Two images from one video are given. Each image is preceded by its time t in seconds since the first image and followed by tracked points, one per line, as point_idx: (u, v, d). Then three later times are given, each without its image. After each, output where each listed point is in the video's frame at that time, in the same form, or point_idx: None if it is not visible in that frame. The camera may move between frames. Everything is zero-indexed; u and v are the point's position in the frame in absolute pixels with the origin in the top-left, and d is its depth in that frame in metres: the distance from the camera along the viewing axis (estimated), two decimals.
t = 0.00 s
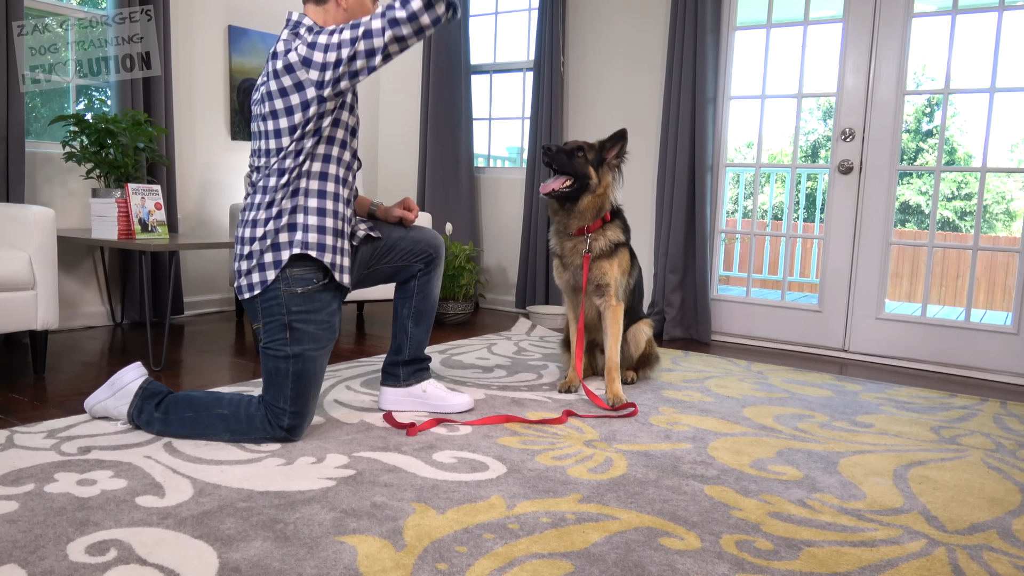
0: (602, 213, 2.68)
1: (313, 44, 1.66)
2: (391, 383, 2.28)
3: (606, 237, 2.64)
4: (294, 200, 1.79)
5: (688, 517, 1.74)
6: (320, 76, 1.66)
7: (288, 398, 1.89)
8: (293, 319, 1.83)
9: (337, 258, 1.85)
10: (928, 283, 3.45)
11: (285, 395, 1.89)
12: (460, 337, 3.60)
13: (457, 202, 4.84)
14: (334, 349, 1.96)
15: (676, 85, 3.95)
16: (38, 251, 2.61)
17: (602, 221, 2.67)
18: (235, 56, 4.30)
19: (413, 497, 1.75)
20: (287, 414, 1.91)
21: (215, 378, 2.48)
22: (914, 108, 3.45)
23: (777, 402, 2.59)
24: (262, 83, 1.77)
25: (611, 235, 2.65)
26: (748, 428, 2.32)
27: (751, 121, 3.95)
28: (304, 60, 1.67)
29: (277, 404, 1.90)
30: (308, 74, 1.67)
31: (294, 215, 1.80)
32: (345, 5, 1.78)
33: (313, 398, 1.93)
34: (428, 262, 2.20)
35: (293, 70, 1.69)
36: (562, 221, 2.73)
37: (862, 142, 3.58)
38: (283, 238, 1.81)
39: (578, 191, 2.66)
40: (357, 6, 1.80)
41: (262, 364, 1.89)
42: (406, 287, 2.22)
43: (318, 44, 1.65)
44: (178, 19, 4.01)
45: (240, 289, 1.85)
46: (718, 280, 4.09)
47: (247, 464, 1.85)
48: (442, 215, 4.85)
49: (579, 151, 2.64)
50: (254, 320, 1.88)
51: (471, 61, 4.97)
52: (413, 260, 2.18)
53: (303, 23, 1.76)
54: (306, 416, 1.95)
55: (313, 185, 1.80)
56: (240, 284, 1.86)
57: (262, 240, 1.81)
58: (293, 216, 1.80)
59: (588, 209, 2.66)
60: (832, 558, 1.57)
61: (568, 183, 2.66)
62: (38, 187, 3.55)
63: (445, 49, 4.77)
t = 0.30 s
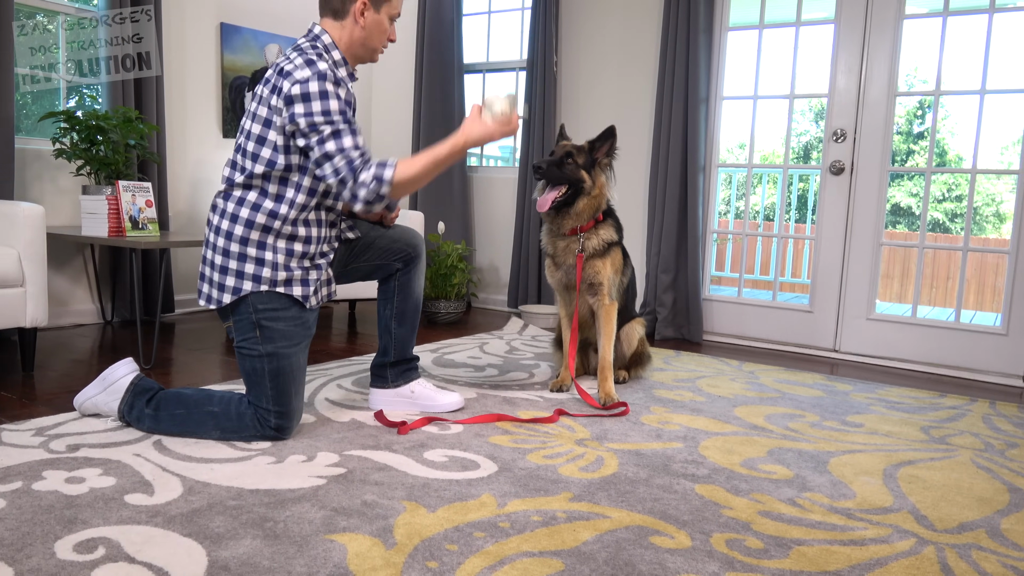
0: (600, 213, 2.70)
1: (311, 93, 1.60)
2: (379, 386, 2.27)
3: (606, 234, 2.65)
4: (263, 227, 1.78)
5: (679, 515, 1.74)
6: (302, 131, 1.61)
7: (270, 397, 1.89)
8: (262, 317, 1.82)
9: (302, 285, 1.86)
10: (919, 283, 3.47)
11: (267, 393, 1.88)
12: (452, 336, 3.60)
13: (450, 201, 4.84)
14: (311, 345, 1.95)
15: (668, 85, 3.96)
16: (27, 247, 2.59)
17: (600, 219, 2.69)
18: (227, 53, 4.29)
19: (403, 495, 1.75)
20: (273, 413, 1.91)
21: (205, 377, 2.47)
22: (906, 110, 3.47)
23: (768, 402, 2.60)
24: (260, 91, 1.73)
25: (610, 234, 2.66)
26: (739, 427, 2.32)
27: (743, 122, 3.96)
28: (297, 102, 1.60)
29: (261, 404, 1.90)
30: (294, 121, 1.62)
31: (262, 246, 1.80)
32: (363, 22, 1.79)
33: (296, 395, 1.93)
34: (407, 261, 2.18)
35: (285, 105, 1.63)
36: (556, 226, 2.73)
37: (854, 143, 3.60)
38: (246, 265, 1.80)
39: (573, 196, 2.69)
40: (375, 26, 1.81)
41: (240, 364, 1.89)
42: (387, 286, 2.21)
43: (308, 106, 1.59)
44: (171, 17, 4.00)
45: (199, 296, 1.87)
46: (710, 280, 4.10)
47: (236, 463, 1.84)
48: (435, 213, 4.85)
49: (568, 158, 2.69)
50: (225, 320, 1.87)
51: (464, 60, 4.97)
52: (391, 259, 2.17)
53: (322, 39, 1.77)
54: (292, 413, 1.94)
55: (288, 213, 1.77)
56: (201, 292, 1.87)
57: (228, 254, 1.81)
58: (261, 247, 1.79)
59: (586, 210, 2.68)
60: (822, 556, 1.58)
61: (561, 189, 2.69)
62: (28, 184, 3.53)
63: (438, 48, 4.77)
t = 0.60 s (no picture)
0: (586, 215, 2.67)
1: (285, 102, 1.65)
2: (372, 384, 2.27)
3: (591, 237, 2.64)
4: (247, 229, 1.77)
5: (673, 513, 1.75)
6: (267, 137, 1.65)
7: (262, 395, 1.89)
8: (251, 315, 1.82)
9: (288, 286, 1.86)
10: (911, 282, 3.49)
11: (258, 391, 1.88)
12: (445, 335, 3.60)
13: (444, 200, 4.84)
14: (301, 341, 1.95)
15: (661, 85, 3.97)
16: (18, 246, 2.58)
17: (588, 220, 2.67)
18: (219, 52, 4.28)
19: (397, 494, 1.75)
20: (265, 411, 1.91)
21: (197, 376, 2.46)
22: (899, 111, 3.49)
23: (761, 399, 2.60)
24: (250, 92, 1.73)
25: (597, 236, 2.64)
26: (733, 425, 2.32)
27: (736, 122, 3.97)
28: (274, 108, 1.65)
29: (253, 402, 1.90)
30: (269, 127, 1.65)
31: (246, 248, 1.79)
32: (371, 41, 1.81)
33: (288, 393, 1.93)
34: (390, 257, 2.17)
35: (262, 108, 1.67)
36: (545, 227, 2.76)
37: (846, 141, 3.61)
38: (231, 266, 1.80)
39: (557, 198, 2.69)
40: (381, 48, 1.84)
41: (231, 364, 1.88)
42: (373, 283, 2.20)
43: (279, 115, 1.64)
44: (163, 16, 3.99)
45: (184, 296, 1.86)
46: (703, 279, 4.11)
47: (229, 461, 1.84)
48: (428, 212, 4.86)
49: (551, 159, 2.68)
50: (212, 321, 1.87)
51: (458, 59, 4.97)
52: (374, 256, 2.16)
53: (323, 47, 1.78)
54: (284, 411, 1.94)
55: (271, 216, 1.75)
56: (188, 292, 1.86)
57: (213, 255, 1.80)
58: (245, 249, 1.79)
59: (570, 212, 2.68)
60: (815, 553, 1.59)
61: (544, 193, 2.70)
62: (18, 183, 3.51)
63: (431, 46, 4.77)
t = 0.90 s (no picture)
0: (569, 216, 2.66)
1: (274, 105, 1.64)
2: (365, 382, 2.26)
3: (579, 237, 2.63)
4: (233, 229, 1.78)
5: (666, 508, 1.76)
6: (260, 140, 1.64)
7: (254, 393, 1.88)
8: (240, 312, 1.83)
9: (276, 284, 1.85)
10: (903, 280, 3.51)
11: (250, 389, 1.88)
12: (440, 333, 3.60)
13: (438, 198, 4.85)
14: (293, 338, 1.95)
15: (654, 83, 3.98)
16: (10, 245, 2.56)
17: (573, 219, 2.66)
18: (212, 50, 4.28)
19: (391, 491, 1.76)
20: (258, 409, 1.90)
21: (190, 374, 2.45)
22: (891, 109, 3.50)
23: (754, 396, 2.61)
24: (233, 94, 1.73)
25: (585, 236, 2.64)
26: (726, 421, 2.33)
27: (729, 120, 3.99)
28: (259, 111, 1.64)
29: (245, 400, 1.90)
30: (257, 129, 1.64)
31: (233, 247, 1.80)
32: (345, 33, 1.78)
33: (280, 391, 1.93)
34: (391, 256, 2.18)
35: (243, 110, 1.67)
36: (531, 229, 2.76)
37: (839, 139, 3.63)
38: (219, 265, 1.81)
39: (538, 203, 2.67)
40: (356, 40, 1.79)
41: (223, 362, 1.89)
42: (374, 282, 2.21)
43: (269, 119, 1.63)
44: (155, 15, 3.98)
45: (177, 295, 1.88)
46: (697, 277, 4.12)
47: (222, 460, 1.83)
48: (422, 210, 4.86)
49: (530, 164, 2.65)
50: (204, 319, 1.88)
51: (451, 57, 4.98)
52: (375, 255, 2.16)
53: (304, 43, 1.79)
54: (276, 410, 1.94)
55: (258, 214, 1.76)
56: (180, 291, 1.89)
57: (201, 254, 1.82)
58: (232, 247, 1.80)
59: (554, 215, 2.67)
60: (808, 547, 1.60)
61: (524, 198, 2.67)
62: (10, 182, 3.50)
63: (425, 44, 4.77)
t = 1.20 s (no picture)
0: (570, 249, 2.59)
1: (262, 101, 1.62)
2: (359, 378, 2.26)
3: (582, 249, 2.60)
4: (219, 226, 1.79)
5: (662, 502, 1.76)
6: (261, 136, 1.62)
7: (245, 388, 1.88)
8: (226, 308, 1.83)
9: (261, 280, 1.85)
10: (897, 277, 3.52)
11: (241, 384, 1.87)
12: (435, 330, 3.60)
13: (432, 196, 4.86)
14: (283, 333, 1.94)
15: (649, 81, 4.00)
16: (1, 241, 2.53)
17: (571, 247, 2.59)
18: (205, 47, 4.28)
19: (386, 485, 1.76)
20: (250, 404, 1.90)
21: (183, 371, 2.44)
22: (884, 108, 3.53)
23: (749, 391, 2.62)
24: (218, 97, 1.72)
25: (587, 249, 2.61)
26: (721, 416, 2.33)
27: (723, 119, 4.00)
28: (251, 111, 1.62)
29: (237, 395, 1.90)
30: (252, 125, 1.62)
31: (219, 244, 1.81)
32: (327, 32, 1.74)
33: (272, 385, 1.92)
34: (385, 252, 2.19)
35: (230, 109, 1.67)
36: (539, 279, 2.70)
37: (833, 135, 3.65)
38: (206, 262, 1.82)
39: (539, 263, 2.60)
40: (339, 39, 1.75)
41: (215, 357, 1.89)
42: (367, 278, 2.21)
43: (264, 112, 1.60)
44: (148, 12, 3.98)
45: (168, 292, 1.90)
46: (692, 274, 4.13)
47: (216, 455, 1.83)
48: (416, 207, 4.87)
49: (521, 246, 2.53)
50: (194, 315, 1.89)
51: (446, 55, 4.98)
52: (370, 251, 2.17)
53: (288, 42, 1.80)
54: (269, 405, 1.93)
55: (244, 212, 1.78)
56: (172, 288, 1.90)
57: (189, 251, 1.83)
58: (216, 245, 1.80)
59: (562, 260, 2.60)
60: (803, 540, 1.60)
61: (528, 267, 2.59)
62: (2, 179, 3.49)
63: (419, 42, 4.78)
